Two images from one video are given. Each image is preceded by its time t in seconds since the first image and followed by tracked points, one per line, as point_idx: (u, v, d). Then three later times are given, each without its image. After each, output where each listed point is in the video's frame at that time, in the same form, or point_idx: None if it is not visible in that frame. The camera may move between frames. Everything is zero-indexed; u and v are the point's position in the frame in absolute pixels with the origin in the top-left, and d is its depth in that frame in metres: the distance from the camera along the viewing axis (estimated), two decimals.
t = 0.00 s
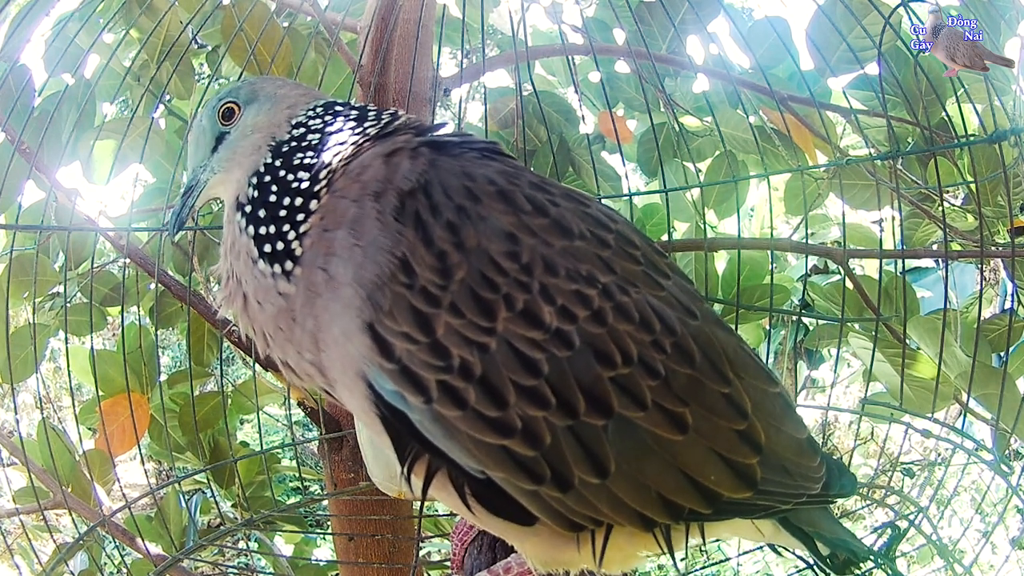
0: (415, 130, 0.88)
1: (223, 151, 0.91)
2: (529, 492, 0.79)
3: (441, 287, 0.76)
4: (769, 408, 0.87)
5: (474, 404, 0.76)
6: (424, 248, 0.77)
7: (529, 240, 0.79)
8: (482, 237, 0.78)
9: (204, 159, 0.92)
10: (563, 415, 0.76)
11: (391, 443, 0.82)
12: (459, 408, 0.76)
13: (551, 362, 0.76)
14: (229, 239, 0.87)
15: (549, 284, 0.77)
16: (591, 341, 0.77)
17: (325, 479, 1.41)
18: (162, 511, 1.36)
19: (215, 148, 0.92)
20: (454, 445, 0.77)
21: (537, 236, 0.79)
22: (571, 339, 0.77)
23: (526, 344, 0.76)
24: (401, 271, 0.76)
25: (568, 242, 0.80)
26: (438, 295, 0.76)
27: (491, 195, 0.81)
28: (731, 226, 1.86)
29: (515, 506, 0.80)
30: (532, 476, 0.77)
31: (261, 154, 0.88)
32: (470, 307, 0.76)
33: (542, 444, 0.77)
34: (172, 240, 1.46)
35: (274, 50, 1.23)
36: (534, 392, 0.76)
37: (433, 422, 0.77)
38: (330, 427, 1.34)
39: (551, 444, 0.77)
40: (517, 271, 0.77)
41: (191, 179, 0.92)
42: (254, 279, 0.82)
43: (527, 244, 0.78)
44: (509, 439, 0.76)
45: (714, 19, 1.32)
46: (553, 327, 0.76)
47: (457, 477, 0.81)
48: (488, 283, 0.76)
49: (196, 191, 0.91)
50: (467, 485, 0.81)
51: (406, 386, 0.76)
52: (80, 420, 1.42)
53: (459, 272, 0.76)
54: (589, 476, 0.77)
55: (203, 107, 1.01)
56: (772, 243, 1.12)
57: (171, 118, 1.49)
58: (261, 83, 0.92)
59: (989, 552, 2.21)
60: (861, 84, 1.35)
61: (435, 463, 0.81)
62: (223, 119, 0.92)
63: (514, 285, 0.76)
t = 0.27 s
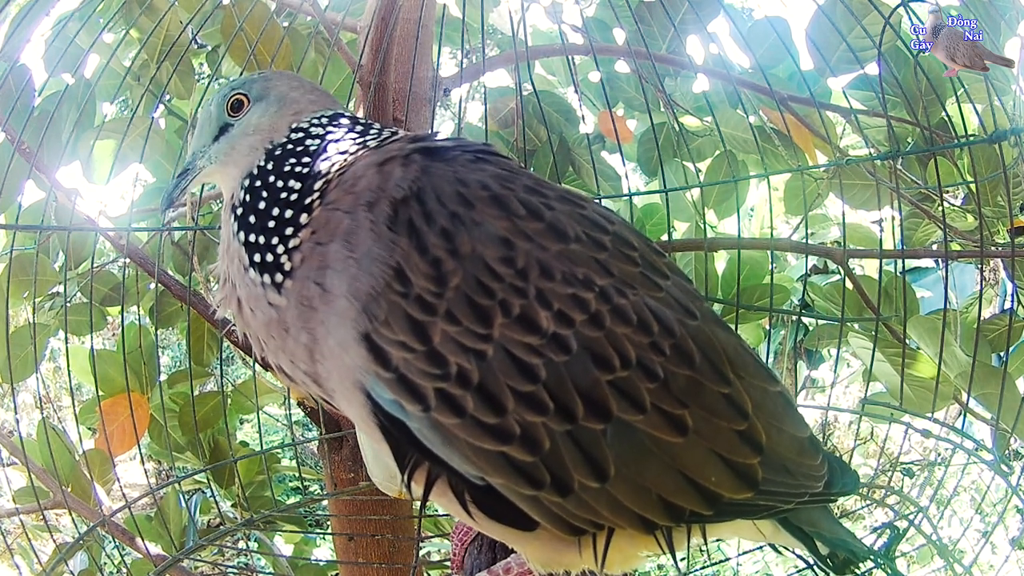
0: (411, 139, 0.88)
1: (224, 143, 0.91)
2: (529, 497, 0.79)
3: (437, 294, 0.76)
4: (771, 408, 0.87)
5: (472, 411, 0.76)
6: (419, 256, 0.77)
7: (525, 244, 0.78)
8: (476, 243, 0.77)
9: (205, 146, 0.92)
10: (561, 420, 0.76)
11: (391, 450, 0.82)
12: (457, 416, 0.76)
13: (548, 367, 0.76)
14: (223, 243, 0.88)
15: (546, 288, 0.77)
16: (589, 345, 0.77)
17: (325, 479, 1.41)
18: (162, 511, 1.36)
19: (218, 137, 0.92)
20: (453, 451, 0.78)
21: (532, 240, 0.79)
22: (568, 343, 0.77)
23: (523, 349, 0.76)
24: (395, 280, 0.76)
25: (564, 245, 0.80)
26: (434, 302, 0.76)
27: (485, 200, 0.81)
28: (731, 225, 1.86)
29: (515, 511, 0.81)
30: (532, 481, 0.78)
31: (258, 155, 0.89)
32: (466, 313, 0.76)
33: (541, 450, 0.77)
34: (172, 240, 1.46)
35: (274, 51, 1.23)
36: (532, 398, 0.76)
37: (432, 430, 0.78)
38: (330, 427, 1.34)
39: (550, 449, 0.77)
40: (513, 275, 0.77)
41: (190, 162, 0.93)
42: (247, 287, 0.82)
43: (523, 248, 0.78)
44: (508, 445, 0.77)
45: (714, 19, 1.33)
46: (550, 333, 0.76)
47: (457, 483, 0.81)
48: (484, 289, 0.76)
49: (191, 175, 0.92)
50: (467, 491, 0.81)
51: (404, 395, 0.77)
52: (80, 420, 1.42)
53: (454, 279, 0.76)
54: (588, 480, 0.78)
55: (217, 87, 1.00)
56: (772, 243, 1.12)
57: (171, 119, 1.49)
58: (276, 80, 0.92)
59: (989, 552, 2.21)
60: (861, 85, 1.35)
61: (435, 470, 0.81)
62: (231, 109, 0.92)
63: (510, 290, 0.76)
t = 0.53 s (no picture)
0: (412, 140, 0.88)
1: (224, 140, 0.91)
2: (530, 499, 0.79)
3: (438, 295, 0.76)
4: (771, 410, 0.87)
5: (473, 412, 0.76)
6: (420, 257, 0.77)
7: (526, 245, 0.78)
8: (477, 243, 0.78)
9: (204, 143, 0.93)
10: (563, 421, 0.76)
11: (392, 452, 0.82)
12: (459, 416, 0.76)
13: (549, 368, 0.76)
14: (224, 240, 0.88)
15: (547, 289, 0.77)
16: (590, 346, 0.77)
17: (325, 479, 1.41)
18: (162, 511, 1.35)
19: (218, 134, 0.92)
20: (454, 452, 0.78)
21: (533, 241, 0.79)
22: (570, 344, 0.77)
23: (524, 350, 0.76)
24: (397, 280, 0.76)
25: (565, 246, 0.80)
26: (435, 303, 0.76)
27: (486, 201, 0.81)
28: (731, 226, 1.86)
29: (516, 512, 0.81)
30: (533, 483, 0.78)
31: (258, 152, 0.89)
32: (466, 314, 0.76)
33: (543, 451, 0.77)
34: (172, 240, 1.46)
35: (274, 51, 1.23)
36: (533, 399, 0.76)
37: (433, 431, 0.78)
38: (330, 427, 1.34)
39: (552, 450, 0.77)
40: (514, 276, 0.77)
41: (189, 159, 0.93)
42: (249, 286, 0.83)
43: (523, 248, 0.78)
44: (509, 446, 0.76)
45: (714, 19, 1.33)
46: (551, 333, 0.76)
47: (458, 485, 0.81)
48: (486, 289, 0.76)
49: (191, 171, 0.92)
50: (468, 492, 0.81)
51: (404, 396, 0.77)
52: (80, 420, 1.42)
53: (455, 279, 0.76)
54: (589, 482, 0.78)
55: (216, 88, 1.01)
56: (772, 243, 1.12)
57: (171, 119, 1.49)
58: (275, 77, 0.92)
59: (988, 552, 2.21)
60: (861, 85, 1.35)
61: (436, 471, 0.81)
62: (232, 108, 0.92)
63: (511, 290, 0.76)
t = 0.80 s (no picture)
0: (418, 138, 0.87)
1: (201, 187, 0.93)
2: (536, 499, 0.79)
3: (447, 293, 0.75)
4: (775, 413, 0.87)
5: (481, 412, 0.76)
6: (429, 252, 0.76)
7: (535, 243, 0.78)
8: (486, 241, 0.77)
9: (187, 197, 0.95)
10: (570, 422, 0.77)
11: (398, 451, 0.83)
12: (467, 416, 0.77)
13: (558, 368, 0.76)
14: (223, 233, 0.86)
15: (556, 288, 0.77)
16: (599, 347, 0.77)
17: (325, 479, 1.41)
18: (162, 511, 1.35)
19: (196, 185, 0.94)
20: (461, 453, 0.78)
21: (542, 240, 0.79)
22: (579, 344, 0.77)
23: (534, 349, 0.76)
24: (405, 276, 0.75)
25: (574, 246, 0.80)
26: (444, 301, 0.75)
27: (495, 198, 0.80)
28: (731, 226, 1.86)
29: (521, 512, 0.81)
30: (540, 483, 0.78)
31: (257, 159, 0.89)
32: (476, 312, 0.76)
33: (550, 452, 0.77)
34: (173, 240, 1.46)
35: (274, 51, 1.23)
36: (541, 399, 0.76)
37: (440, 431, 0.78)
38: (330, 427, 1.34)
39: (560, 450, 0.77)
40: (523, 274, 0.76)
41: (177, 218, 0.96)
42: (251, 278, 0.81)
43: (532, 247, 0.78)
44: (517, 446, 0.77)
45: (714, 19, 1.33)
46: (560, 332, 0.76)
47: (464, 486, 0.81)
48: (495, 287, 0.76)
49: (180, 230, 0.95)
50: (474, 492, 0.81)
51: (413, 396, 0.77)
52: (80, 420, 1.42)
53: (464, 276, 0.76)
54: (595, 482, 0.78)
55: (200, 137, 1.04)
56: (772, 242, 1.12)
57: (171, 119, 1.49)
58: (237, 118, 0.94)
59: (988, 552, 2.21)
60: (861, 85, 1.35)
61: (442, 471, 0.82)
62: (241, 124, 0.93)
63: (520, 289, 0.76)
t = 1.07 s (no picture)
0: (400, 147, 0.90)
1: (184, 242, 0.99)
2: (529, 501, 0.80)
3: (428, 298, 0.77)
4: (777, 403, 0.86)
5: (468, 417, 0.77)
6: (408, 258, 0.78)
7: (515, 243, 0.79)
8: (465, 244, 0.79)
9: (170, 251, 1.00)
10: (560, 422, 0.77)
11: (391, 458, 0.84)
12: (454, 421, 0.77)
13: (544, 368, 0.76)
14: (225, 247, 0.93)
15: (539, 287, 0.77)
16: (585, 344, 0.77)
17: (325, 479, 1.41)
18: (162, 511, 1.35)
19: (178, 240, 1.00)
20: (452, 458, 0.79)
21: (524, 238, 0.80)
22: (564, 343, 0.77)
23: (518, 350, 0.76)
24: (384, 283, 0.78)
25: (556, 242, 0.80)
26: (426, 306, 0.77)
27: (474, 200, 0.81)
28: (731, 225, 1.86)
29: (515, 515, 0.81)
30: (531, 485, 0.78)
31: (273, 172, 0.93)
32: (457, 315, 0.77)
33: (540, 454, 0.77)
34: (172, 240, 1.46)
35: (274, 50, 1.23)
36: (528, 400, 0.76)
37: (430, 437, 0.79)
38: (330, 427, 1.34)
39: (549, 452, 0.77)
40: (504, 275, 0.77)
41: (162, 270, 1.01)
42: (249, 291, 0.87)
43: (513, 247, 0.79)
44: (506, 449, 0.77)
45: (714, 19, 1.33)
46: (544, 332, 0.77)
47: (458, 490, 0.82)
48: (476, 289, 0.77)
49: (167, 280, 1.00)
50: (467, 496, 0.81)
51: (400, 403, 0.78)
52: (80, 420, 1.42)
53: (444, 281, 0.77)
54: (589, 482, 0.78)
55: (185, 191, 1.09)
56: (772, 242, 1.12)
57: (172, 118, 1.48)
58: (211, 175, 1.00)
59: (989, 553, 2.21)
60: (861, 85, 1.35)
61: (435, 476, 0.82)
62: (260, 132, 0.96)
63: (502, 290, 0.77)
